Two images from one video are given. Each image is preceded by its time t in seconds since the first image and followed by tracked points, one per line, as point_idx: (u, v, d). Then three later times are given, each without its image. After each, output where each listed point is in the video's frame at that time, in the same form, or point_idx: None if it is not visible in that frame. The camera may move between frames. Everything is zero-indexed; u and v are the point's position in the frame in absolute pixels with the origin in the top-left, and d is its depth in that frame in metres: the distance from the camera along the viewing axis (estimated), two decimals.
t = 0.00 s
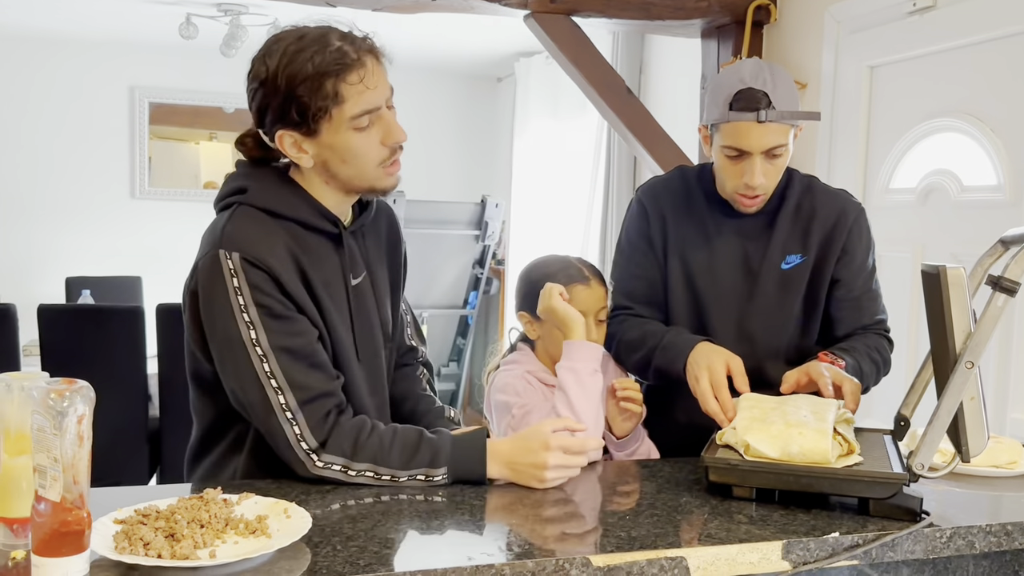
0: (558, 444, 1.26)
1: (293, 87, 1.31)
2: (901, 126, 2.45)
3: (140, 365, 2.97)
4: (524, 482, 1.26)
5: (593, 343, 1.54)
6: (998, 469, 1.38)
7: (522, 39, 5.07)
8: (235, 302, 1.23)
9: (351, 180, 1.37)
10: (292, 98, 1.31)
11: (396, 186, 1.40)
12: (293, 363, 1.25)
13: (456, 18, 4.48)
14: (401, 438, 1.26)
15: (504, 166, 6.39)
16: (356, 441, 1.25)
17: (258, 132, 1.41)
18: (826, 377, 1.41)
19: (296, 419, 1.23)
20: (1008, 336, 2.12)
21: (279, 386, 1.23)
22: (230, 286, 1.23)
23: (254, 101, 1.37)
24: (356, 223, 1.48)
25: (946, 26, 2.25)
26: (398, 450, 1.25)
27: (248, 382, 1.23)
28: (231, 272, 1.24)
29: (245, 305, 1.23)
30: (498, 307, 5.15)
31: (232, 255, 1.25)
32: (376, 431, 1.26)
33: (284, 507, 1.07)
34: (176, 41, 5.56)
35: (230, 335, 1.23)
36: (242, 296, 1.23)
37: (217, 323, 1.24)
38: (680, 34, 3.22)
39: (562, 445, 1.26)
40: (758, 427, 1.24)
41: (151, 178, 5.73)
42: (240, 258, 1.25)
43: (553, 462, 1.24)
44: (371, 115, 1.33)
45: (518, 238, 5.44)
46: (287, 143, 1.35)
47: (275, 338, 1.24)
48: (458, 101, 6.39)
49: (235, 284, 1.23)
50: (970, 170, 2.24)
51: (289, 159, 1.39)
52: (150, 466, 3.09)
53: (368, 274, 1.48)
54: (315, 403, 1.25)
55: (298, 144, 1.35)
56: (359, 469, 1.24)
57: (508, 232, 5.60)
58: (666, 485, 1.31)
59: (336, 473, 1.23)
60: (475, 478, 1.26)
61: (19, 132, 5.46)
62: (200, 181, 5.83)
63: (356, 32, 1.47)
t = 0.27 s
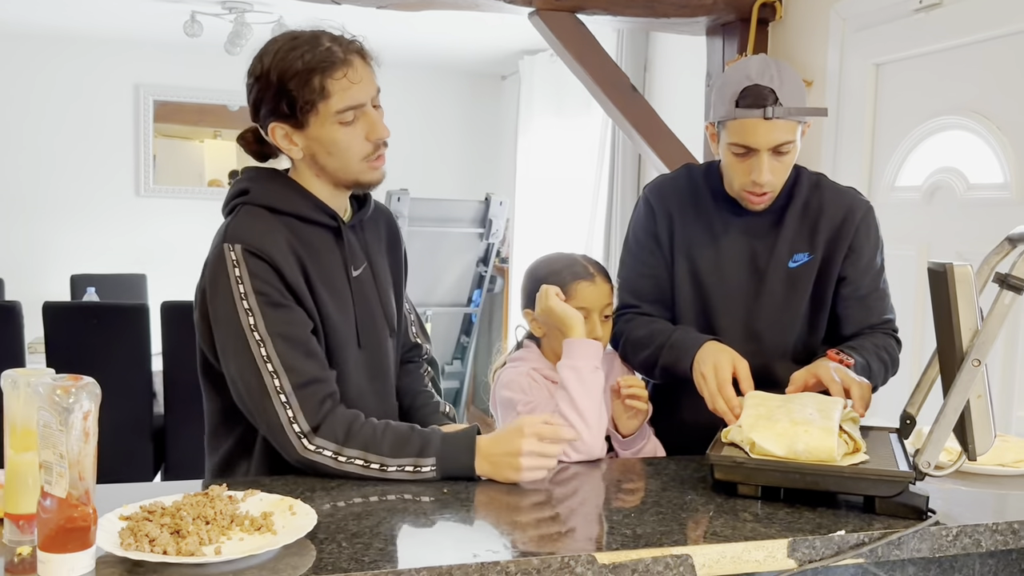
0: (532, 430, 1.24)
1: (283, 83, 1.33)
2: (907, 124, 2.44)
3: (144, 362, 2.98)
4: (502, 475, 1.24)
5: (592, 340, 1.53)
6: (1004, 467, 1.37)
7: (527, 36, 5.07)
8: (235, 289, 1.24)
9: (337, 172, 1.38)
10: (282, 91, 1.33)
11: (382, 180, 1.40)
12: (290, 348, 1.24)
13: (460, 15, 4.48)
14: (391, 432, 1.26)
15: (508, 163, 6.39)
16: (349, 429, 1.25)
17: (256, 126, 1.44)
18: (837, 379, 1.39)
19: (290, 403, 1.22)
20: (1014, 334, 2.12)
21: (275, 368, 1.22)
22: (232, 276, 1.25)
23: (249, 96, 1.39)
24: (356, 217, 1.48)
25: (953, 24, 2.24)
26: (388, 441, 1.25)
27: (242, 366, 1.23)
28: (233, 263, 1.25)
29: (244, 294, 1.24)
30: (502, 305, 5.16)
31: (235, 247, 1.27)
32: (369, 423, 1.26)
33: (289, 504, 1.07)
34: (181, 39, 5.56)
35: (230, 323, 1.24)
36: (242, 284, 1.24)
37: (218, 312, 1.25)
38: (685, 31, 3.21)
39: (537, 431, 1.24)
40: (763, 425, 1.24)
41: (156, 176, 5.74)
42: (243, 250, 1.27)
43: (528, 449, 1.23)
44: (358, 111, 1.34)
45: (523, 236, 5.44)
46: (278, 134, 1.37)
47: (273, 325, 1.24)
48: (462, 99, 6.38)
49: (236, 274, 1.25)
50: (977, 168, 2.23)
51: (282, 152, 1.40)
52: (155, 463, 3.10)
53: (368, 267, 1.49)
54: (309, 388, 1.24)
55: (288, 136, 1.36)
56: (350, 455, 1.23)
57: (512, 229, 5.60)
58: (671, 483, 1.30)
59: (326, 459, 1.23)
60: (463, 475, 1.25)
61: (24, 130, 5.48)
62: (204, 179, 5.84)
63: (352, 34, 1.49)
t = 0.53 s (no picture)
0: (516, 427, 1.24)
1: (307, 75, 1.36)
2: (912, 122, 2.43)
3: (149, 359, 2.98)
4: (479, 465, 1.24)
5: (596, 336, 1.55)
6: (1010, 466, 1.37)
7: (531, 34, 5.06)
8: (263, 281, 1.24)
9: (358, 162, 1.39)
10: (306, 83, 1.36)
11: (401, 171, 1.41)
12: (308, 343, 1.24)
13: (465, 13, 4.47)
14: (378, 425, 1.25)
15: (512, 161, 6.39)
16: (340, 419, 1.24)
17: (280, 126, 1.47)
18: (842, 379, 1.40)
19: (291, 393, 1.22)
20: (1020, 332, 2.11)
21: (285, 360, 1.23)
22: (262, 268, 1.25)
23: (275, 94, 1.42)
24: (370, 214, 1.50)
25: (958, 22, 2.24)
26: (375, 433, 1.24)
27: (260, 357, 1.23)
28: (265, 255, 1.26)
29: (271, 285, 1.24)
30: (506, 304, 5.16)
31: (269, 240, 1.27)
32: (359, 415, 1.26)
33: (294, 501, 1.07)
34: (185, 37, 5.57)
35: (255, 314, 1.24)
36: (271, 277, 1.25)
37: (246, 303, 1.25)
38: (690, 29, 3.20)
39: (520, 428, 1.24)
40: (769, 423, 1.24)
41: (161, 174, 5.75)
42: (275, 243, 1.27)
43: (509, 444, 1.22)
44: (378, 101, 1.37)
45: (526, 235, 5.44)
46: (302, 126, 1.38)
47: (294, 318, 1.24)
48: (466, 97, 6.38)
49: (266, 266, 1.25)
50: (983, 166, 2.23)
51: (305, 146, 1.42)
52: (159, 460, 3.10)
53: (386, 259, 1.50)
54: (310, 383, 1.23)
55: (311, 128, 1.38)
56: (338, 444, 1.23)
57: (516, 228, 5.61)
58: (676, 481, 1.30)
59: (313, 446, 1.22)
60: (448, 470, 1.26)
61: (29, 128, 5.49)
62: (209, 177, 5.85)
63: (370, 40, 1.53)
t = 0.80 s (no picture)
0: (523, 427, 1.24)
1: (330, 76, 1.35)
2: (917, 120, 2.43)
3: (154, 358, 2.99)
4: (490, 468, 1.24)
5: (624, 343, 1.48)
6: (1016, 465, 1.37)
7: (535, 33, 5.06)
8: (278, 276, 1.25)
9: (376, 163, 1.39)
10: (329, 84, 1.35)
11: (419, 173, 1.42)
12: (321, 340, 1.25)
13: (469, 12, 4.47)
14: (386, 421, 1.25)
15: (515, 160, 6.39)
16: (350, 415, 1.24)
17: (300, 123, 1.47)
18: (848, 375, 1.39)
19: (303, 387, 1.23)
20: None
21: (298, 355, 1.23)
22: (277, 262, 1.25)
23: (297, 90, 1.41)
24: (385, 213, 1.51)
25: (963, 20, 2.23)
26: (384, 428, 1.25)
27: (274, 351, 1.24)
28: (281, 250, 1.26)
29: (286, 280, 1.24)
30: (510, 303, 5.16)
31: (285, 236, 1.27)
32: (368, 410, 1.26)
33: (300, 499, 1.07)
34: (189, 36, 5.57)
35: (269, 308, 1.24)
36: (285, 272, 1.25)
37: (261, 297, 1.26)
38: (694, 28, 3.19)
39: (527, 428, 1.24)
40: (774, 421, 1.23)
41: (165, 173, 5.75)
42: (291, 238, 1.27)
43: (516, 445, 1.23)
44: (399, 104, 1.37)
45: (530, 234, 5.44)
46: (323, 126, 1.38)
47: (309, 314, 1.24)
48: (469, 95, 6.38)
49: (281, 261, 1.25)
50: (988, 165, 2.22)
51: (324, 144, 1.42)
52: (163, 459, 3.11)
53: (401, 259, 1.50)
54: (323, 379, 1.24)
55: (332, 128, 1.38)
56: (345, 438, 1.23)
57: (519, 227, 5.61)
58: (681, 479, 1.30)
59: (322, 441, 1.23)
60: (455, 469, 1.26)
61: (34, 127, 5.49)
62: (213, 176, 5.86)
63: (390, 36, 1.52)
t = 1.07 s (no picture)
0: (529, 427, 1.24)
1: (338, 74, 1.35)
2: (921, 120, 2.43)
3: (159, 357, 2.99)
4: (496, 468, 1.25)
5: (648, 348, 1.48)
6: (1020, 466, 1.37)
7: (538, 33, 5.06)
8: (274, 272, 1.25)
9: (385, 162, 1.39)
10: (337, 82, 1.35)
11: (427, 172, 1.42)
12: (319, 338, 1.25)
13: (473, 11, 4.47)
14: (390, 422, 1.25)
15: (519, 159, 6.38)
16: (352, 416, 1.24)
17: (308, 120, 1.46)
18: (852, 372, 1.39)
19: (303, 387, 1.23)
20: None
21: (296, 354, 1.23)
22: (274, 258, 1.25)
23: (305, 87, 1.41)
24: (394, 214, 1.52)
25: (968, 20, 2.23)
26: (386, 429, 1.25)
27: (271, 348, 1.24)
28: (277, 246, 1.26)
29: (283, 277, 1.25)
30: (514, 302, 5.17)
31: (281, 231, 1.27)
32: (370, 410, 1.26)
33: (304, 498, 1.07)
34: (193, 35, 5.58)
35: (267, 304, 1.25)
36: (282, 268, 1.25)
37: (258, 293, 1.26)
38: (698, 27, 3.19)
39: (533, 428, 1.24)
40: (778, 421, 1.23)
41: (169, 172, 5.76)
42: (288, 235, 1.27)
43: (521, 445, 1.23)
44: (408, 102, 1.37)
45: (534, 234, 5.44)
46: (331, 124, 1.38)
47: (306, 312, 1.25)
48: (473, 95, 6.38)
49: (277, 258, 1.25)
50: (993, 165, 2.22)
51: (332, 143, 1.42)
52: (168, 458, 3.11)
53: (409, 260, 1.50)
54: (323, 378, 1.24)
55: (340, 126, 1.38)
56: (348, 440, 1.23)
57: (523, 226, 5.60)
58: (685, 478, 1.30)
59: (325, 443, 1.23)
60: (458, 469, 1.26)
61: (38, 126, 5.51)
62: (217, 175, 5.87)
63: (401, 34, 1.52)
